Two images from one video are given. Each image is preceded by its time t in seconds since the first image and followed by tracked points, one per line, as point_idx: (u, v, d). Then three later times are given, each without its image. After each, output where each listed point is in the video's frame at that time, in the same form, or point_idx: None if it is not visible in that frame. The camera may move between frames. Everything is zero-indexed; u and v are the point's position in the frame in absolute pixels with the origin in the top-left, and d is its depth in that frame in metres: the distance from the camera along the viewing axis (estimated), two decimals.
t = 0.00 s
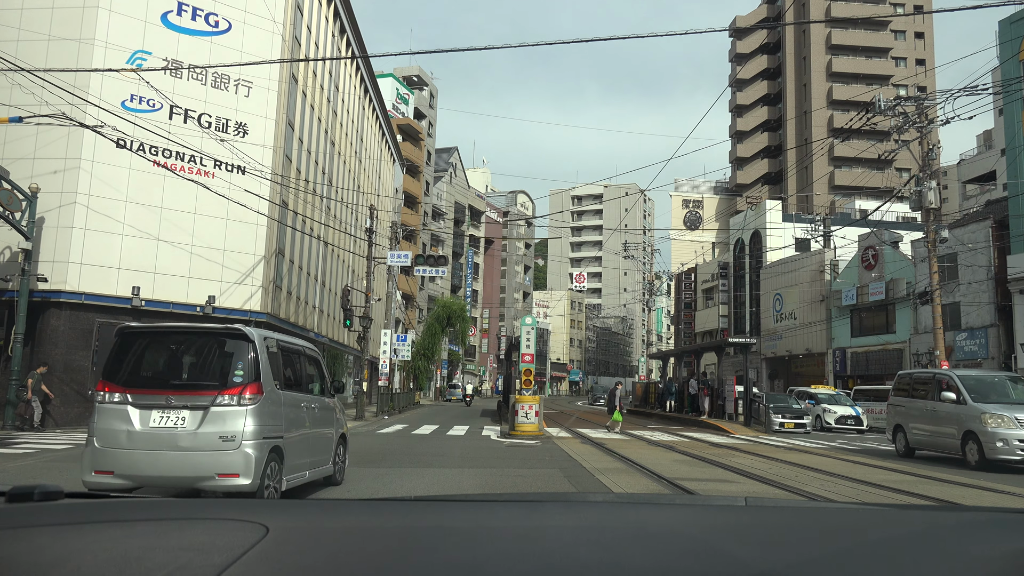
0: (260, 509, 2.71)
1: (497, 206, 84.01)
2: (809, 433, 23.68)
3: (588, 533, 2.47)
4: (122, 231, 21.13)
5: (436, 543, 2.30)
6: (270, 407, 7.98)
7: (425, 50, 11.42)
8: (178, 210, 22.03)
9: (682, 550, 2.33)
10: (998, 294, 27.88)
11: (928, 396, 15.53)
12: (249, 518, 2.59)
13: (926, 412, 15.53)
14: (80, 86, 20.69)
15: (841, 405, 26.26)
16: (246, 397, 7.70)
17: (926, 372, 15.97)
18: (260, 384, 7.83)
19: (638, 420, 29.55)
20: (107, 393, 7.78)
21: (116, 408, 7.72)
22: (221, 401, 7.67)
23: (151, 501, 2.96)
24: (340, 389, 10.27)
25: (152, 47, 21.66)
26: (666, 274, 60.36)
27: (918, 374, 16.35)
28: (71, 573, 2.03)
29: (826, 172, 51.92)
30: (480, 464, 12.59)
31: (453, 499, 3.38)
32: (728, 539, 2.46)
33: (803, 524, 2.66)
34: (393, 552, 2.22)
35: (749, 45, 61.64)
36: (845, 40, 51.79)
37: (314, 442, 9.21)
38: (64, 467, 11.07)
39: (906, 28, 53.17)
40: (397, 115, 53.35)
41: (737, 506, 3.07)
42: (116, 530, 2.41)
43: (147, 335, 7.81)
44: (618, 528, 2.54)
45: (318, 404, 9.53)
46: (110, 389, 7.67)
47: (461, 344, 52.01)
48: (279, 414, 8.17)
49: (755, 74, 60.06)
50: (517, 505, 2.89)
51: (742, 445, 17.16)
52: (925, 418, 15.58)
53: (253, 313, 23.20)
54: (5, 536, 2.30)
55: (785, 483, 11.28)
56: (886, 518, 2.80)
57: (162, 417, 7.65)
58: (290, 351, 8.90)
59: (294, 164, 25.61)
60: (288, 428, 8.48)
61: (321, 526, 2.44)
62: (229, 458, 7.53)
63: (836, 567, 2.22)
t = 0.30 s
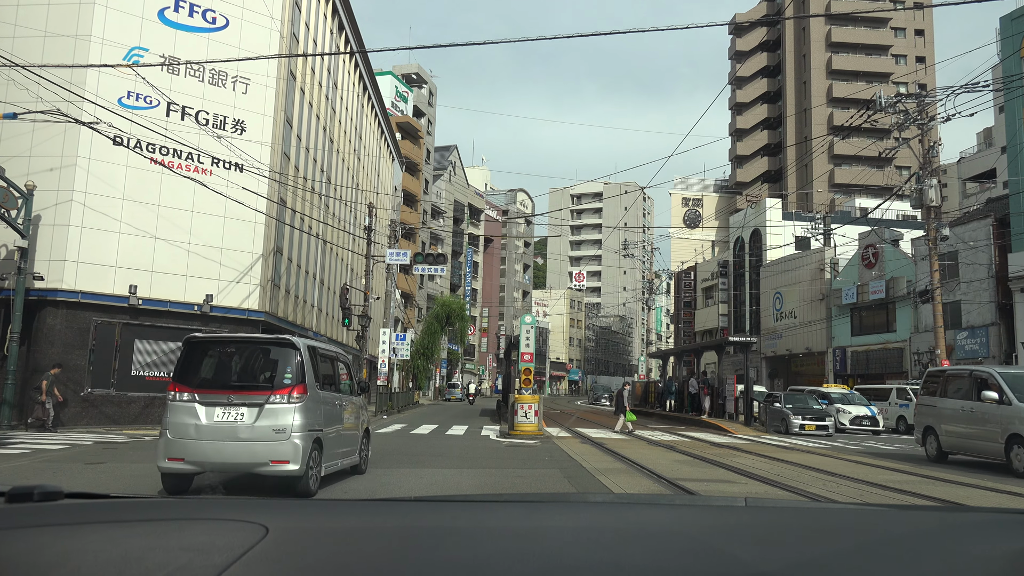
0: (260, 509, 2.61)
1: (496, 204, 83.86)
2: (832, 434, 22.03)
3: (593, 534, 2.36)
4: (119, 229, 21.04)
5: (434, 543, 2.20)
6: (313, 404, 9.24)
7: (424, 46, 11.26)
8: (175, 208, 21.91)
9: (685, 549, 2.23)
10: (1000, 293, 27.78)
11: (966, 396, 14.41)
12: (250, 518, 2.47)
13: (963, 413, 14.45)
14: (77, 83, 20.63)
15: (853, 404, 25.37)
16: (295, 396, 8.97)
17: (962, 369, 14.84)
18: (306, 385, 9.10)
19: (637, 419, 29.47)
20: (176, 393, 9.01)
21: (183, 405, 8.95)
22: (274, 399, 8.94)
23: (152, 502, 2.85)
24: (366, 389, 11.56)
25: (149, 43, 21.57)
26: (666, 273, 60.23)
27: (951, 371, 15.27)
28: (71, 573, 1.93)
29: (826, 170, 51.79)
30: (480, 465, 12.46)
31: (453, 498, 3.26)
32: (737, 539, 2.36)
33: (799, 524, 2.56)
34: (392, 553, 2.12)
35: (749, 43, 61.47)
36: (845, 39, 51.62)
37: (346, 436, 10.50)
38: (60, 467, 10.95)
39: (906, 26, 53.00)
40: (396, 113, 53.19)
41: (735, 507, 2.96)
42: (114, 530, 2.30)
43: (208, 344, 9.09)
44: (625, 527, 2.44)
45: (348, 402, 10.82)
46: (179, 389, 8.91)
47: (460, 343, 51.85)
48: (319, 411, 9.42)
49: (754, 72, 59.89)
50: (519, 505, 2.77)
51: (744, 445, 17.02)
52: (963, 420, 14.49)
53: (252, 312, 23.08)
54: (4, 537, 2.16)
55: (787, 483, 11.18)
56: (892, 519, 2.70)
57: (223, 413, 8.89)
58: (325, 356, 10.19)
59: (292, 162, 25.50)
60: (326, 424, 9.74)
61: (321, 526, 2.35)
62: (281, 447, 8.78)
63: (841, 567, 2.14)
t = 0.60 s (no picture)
0: (260, 509, 2.53)
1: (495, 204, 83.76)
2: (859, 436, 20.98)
3: (598, 534, 2.29)
4: (118, 229, 20.98)
5: (434, 543, 2.13)
6: (345, 402, 10.73)
7: (423, 43, 11.18)
8: (174, 208, 21.86)
9: (687, 549, 2.17)
10: (1000, 292, 27.75)
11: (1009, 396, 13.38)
12: (248, 518, 2.39)
13: (1003, 416, 13.47)
14: (75, 82, 20.57)
15: (869, 403, 24.73)
16: (331, 395, 10.46)
17: (1002, 367, 13.81)
18: (339, 385, 10.58)
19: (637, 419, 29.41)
20: (229, 392, 10.51)
21: (236, 403, 10.45)
22: (313, 397, 10.42)
23: (148, 501, 2.75)
24: (386, 389, 13.06)
25: (148, 42, 21.52)
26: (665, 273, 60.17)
27: (988, 369, 14.26)
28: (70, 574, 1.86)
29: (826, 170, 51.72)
30: (480, 465, 12.39)
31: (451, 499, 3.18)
32: (744, 537, 2.30)
33: (802, 524, 2.49)
34: (393, 553, 2.06)
35: (749, 43, 61.37)
36: (845, 38, 51.55)
37: (370, 430, 12.00)
38: (58, 467, 10.85)
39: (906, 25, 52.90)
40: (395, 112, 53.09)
41: (736, 506, 2.90)
42: (112, 529, 2.21)
43: (255, 351, 10.60)
44: (632, 527, 2.37)
45: (373, 400, 12.33)
46: (232, 389, 10.39)
47: (459, 343, 51.75)
48: (351, 407, 10.91)
49: (754, 72, 59.82)
50: (523, 505, 2.70)
51: (745, 445, 16.93)
52: (1002, 422, 13.49)
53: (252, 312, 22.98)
54: (7, 537, 2.05)
55: (788, 483, 11.10)
56: (897, 518, 2.63)
57: (271, 409, 10.39)
58: (353, 361, 11.70)
59: (291, 161, 25.50)
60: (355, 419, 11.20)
61: (324, 527, 2.26)
62: (320, 438, 10.26)
63: (846, 568, 2.08)
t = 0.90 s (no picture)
0: (259, 509, 2.50)
1: (495, 204, 83.71)
2: (887, 440, 20.13)
3: (602, 534, 2.26)
4: (117, 228, 20.95)
5: (435, 543, 2.11)
6: (370, 400, 12.22)
7: (423, 42, 11.18)
8: (173, 207, 21.83)
9: (688, 550, 2.13)
10: (1000, 292, 27.73)
11: None
12: (247, 518, 2.36)
13: None
14: (74, 81, 20.55)
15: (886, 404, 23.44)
16: (358, 395, 11.95)
17: None
18: (365, 385, 12.07)
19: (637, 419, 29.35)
20: (270, 392, 11.99)
21: (275, 401, 11.92)
22: (343, 396, 11.92)
23: (148, 502, 2.71)
24: (402, 389, 14.58)
25: (147, 41, 21.50)
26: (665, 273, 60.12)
27: None
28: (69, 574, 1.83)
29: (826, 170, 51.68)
30: (480, 465, 12.37)
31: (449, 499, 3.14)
32: (749, 538, 2.27)
33: (802, 523, 2.46)
34: (393, 554, 2.02)
35: (749, 43, 61.36)
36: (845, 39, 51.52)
37: (391, 425, 13.48)
38: (58, 468, 10.80)
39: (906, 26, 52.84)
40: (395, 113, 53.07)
41: (736, 506, 2.87)
42: (113, 528, 2.17)
43: (292, 356, 12.12)
44: (634, 528, 2.34)
45: (392, 399, 13.83)
46: (273, 389, 11.87)
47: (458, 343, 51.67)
48: (375, 405, 12.38)
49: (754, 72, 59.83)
50: (524, 506, 2.66)
51: (745, 446, 16.89)
52: None
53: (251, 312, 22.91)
54: (8, 537, 2.01)
55: (788, 484, 11.05)
56: (899, 519, 2.60)
57: (307, 406, 11.86)
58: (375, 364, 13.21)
59: (291, 160, 25.49)
60: (377, 416, 12.67)
61: (325, 526, 2.24)
62: (349, 431, 11.72)
63: (850, 568, 2.05)
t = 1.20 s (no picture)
0: (259, 508, 2.50)
1: (495, 204, 83.69)
2: (922, 443, 18.68)
3: (598, 535, 2.24)
4: (117, 228, 20.95)
5: (433, 544, 2.09)
6: (389, 398, 13.82)
7: (424, 42, 11.20)
8: (173, 207, 21.82)
9: (684, 549, 2.13)
10: (1000, 292, 27.73)
11: None
12: (247, 519, 2.35)
13: None
14: (74, 81, 20.56)
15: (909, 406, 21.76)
16: (379, 393, 13.56)
17: None
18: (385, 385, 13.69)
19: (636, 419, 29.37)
20: (301, 391, 13.61)
21: (306, 398, 13.54)
22: (366, 394, 13.54)
23: (151, 501, 2.71)
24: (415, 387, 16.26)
25: (146, 41, 21.49)
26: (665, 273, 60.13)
27: None
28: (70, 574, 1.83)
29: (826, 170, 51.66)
30: (480, 465, 12.37)
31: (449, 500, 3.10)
32: (739, 538, 2.26)
33: (800, 523, 2.46)
34: (393, 554, 2.02)
35: (749, 43, 61.34)
36: (845, 39, 51.43)
37: (406, 420, 15.10)
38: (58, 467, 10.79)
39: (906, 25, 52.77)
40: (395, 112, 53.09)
41: (736, 507, 2.86)
42: (113, 528, 2.15)
43: (320, 359, 13.74)
44: (635, 530, 2.31)
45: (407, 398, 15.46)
46: (304, 388, 13.49)
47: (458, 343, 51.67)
48: (393, 402, 13.98)
49: (754, 72, 59.77)
50: (519, 506, 2.64)
51: (746, 445, 16.86)
52: None
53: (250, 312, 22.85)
54: (7, 537, 1.99)
55: (789, 484, 10.99)
56: (895, 519, 2.59)
57: (334, 403, 13.47)
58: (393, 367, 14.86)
59: (291, 160, 25.49)
60: (396, 412, 14.26)
61: (326, 526, 2.23)
62: (371, 425, 13.32)
63: (852, 567, 2.04)
